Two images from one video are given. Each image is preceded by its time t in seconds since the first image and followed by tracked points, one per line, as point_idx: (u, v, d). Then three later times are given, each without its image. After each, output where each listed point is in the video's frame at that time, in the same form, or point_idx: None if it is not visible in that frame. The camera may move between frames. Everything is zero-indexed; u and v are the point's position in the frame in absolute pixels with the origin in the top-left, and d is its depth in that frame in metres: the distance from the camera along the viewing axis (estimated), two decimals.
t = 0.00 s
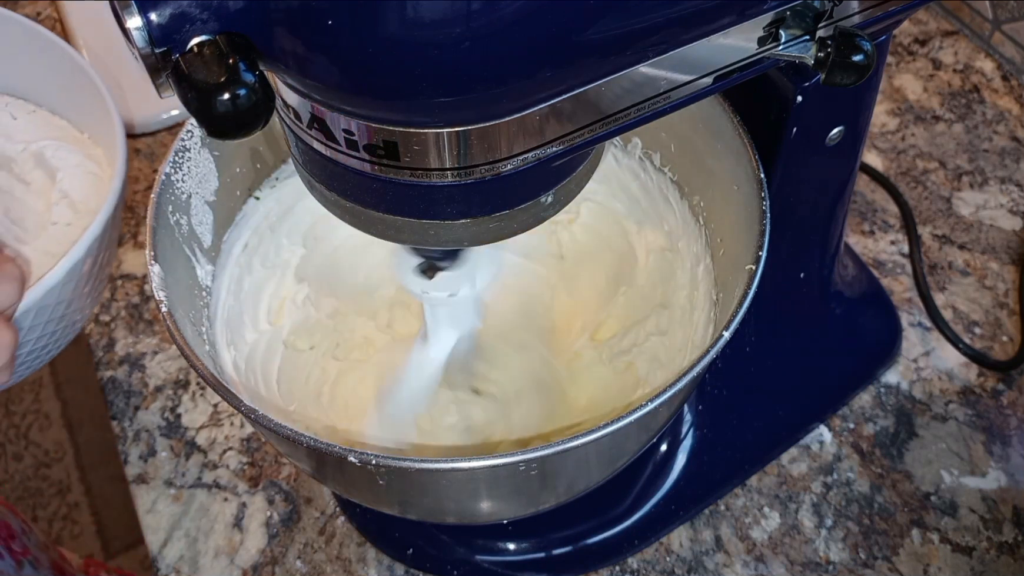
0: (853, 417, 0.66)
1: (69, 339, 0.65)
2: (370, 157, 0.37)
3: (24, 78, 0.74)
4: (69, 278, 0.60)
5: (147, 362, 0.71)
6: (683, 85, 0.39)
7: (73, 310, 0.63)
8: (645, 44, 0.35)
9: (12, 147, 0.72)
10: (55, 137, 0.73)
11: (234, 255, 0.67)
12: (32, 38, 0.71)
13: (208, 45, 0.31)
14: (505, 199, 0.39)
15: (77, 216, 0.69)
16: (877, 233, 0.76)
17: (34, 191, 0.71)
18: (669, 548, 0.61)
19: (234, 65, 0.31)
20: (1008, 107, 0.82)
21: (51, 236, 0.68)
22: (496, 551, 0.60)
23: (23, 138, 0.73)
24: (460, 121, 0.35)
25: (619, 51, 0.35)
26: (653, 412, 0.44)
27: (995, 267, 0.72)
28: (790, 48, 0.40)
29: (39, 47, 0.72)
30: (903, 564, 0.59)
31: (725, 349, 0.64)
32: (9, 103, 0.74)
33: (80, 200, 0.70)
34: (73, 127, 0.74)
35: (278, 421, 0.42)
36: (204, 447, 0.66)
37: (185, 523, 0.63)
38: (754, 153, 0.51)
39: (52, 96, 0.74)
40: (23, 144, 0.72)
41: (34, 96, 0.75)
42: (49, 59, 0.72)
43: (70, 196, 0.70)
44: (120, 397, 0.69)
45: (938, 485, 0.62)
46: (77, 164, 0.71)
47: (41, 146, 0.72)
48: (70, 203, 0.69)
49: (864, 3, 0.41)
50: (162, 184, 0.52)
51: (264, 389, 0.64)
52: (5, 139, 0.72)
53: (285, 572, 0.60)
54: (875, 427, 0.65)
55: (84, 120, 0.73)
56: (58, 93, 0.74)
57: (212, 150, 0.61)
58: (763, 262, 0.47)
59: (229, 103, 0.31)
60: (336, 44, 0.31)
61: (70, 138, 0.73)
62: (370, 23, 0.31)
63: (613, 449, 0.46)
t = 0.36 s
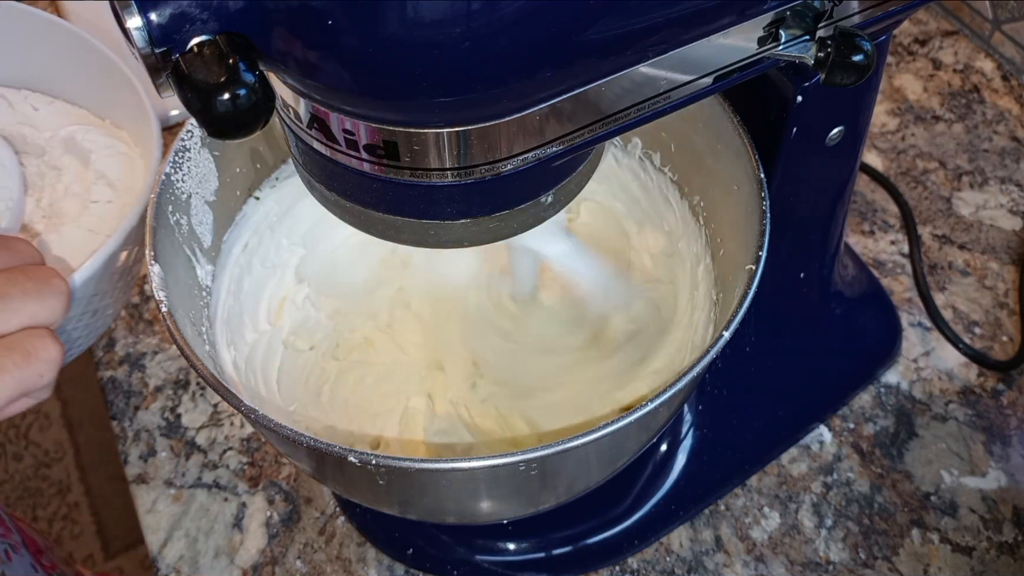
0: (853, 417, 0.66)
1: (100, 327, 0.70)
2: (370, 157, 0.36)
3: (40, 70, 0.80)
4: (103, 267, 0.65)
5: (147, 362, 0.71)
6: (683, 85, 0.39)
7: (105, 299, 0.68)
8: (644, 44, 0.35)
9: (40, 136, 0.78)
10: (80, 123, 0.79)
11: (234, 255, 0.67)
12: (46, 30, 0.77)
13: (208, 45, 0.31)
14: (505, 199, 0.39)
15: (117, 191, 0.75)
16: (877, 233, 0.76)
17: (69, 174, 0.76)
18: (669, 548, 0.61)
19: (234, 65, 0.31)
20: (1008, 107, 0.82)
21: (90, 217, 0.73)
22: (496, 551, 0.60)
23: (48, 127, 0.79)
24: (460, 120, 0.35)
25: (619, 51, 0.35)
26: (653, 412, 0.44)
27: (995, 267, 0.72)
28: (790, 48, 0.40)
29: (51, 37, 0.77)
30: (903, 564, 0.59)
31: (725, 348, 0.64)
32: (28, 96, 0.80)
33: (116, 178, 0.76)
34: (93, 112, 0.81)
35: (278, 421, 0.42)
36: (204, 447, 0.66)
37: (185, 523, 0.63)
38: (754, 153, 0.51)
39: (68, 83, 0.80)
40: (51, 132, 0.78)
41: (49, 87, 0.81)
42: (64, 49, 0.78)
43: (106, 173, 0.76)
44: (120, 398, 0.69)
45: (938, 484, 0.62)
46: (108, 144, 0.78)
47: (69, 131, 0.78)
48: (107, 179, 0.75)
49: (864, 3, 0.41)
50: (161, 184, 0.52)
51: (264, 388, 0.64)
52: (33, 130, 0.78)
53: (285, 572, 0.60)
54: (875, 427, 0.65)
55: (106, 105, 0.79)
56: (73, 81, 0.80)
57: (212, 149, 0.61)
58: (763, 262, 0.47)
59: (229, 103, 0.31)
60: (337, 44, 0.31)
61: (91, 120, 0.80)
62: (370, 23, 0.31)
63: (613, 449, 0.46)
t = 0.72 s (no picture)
0: (853, 417, 0.66)
1: (120, 305, 0.72)
2: (370, 157, 0.36)
3: (52, 58, 0.81)
4: (113, 254, 0.66)
5: (147, 362, 0.71)
6: (684, 85, 0.39)
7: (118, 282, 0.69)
8: (645, 44, 0.35)
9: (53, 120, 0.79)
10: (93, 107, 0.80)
11: (233, 256, 0.68)
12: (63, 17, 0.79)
13: (208, 45, 0.31)
14: (505, 199, 0.39)
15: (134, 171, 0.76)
16: (877, 233, 0.76)
17: (84, 158, 0.77)
18: (669, 548, 0.61)
19: (234, 65, 0.31)
20: (1008, 107, 0.82)
21: (109, 198, 0.74)
22: (497, 551, 0.60)
23: (63, 113, 0.80)
24: (460, 121, 0.35)
25: (619, 51, 0.35)
26: (653, 412, 0.44)
27: (995, 267, 0.72)
28: (791, 48, 0.40)
29: (63, 25, 0.80)
30: (903, 564, 0.59)
31: (725, 348, 0.64)
32: (41, 85, 0.81)
33: (131, 158, 0.77)
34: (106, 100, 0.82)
35: (279, 421, 0.42)
36: (204, 447, 0.66)
37: (185, 523, 0.63)
38: (755, 153, 0.51)
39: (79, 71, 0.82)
40: (65, 117, 0.79)
41: (61, 76, 0.83)
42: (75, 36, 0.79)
43: (123, 154, 0.77)
44: (120, 398, 0.69)
45: (938, 485, 0.62)
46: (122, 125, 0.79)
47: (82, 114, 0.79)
48: (123, 159, 0.76)
49: (864, 3, 0.41)
50: (161, 184, 0.52)
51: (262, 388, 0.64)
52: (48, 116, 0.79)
53: (285, 572, 0.60)
54: (875, 427, 0.65)
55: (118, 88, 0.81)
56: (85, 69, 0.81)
57: (212, 149, 0.61)
58: (763, 262, 0.47)
59: (229, 104, 0.31)
60: (337, 45, 0.31)
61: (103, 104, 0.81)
62: (371, 23, 0.31)
63: (613, 449, 0.46)
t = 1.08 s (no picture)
0: (853, 417, 0.66)
1: (127, 300, 0.72)
2: (370, 157, 0.36)
3: (60, 55, 0.82)
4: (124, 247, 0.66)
5: (147, 362, 0.71)
6: (684, 85, 0.39)
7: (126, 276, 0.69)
8: (645, 44, 0.35)
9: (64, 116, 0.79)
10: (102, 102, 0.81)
11: (234, 254, 0.67)
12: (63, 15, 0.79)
13: (208, 45, 0.31)
14: (505, 199, 0.39)
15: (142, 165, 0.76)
16: (877, 233, 0.76)
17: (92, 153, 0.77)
18: (669, 548, 0.61)
19: (234, 65, 0.31)
20: (1008, 107, 0.82)
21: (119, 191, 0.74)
22: (497, 551, 0.60)
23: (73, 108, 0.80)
24: (460, 121, 0.35)
25: (619, 51, 0.35)
26: (653, 411, 0.44)
27: (995, 267, 0.72)
28: (790, 48, 0.40)
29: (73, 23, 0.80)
30: (903, 564, 0.59)
31: (725, 348, 0.64)
32: (49, 81, 0.82)
33: (139, 152, 0.77)
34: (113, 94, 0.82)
35: (278, 421, 0.42)
36: (204, 447, 0.66)
37: (185, 523, 0.63)
38: (755, 153, 0.51)
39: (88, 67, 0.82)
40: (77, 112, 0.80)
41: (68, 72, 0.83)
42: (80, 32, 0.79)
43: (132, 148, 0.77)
44: (120, 398, 0.69)
45: (938, 485, 0.62)
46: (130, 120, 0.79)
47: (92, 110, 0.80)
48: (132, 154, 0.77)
49: (864, 3, 0.41)
50: (162, 184, 0.52)
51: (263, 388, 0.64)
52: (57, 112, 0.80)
53: (285, 572, 0.60)
54: (875, 427, 0.65)
55: (124, 85, 0.81)
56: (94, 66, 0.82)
57: (212, 149, 0.61)
58: (763, 262, 0.47)
59: (229, 104, 0.31)
60: (337, 45, 0.31)
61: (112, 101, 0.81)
62: (370, 23, 0.31)
63: (612, 449, 0.46)
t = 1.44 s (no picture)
0: (853, 417, 0.66)
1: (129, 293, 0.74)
2: (370, 157, 0.36)
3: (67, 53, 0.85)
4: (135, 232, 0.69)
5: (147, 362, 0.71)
6: (684, 85, 0.39)
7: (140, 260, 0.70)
8: (645, 44, 0.35)
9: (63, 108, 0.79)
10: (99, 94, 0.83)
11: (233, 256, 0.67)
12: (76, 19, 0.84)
13: (208, 45, 0.31)
14: (505, 199, 0.39)
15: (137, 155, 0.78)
16: (876, 233, 0.76)
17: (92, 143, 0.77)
18: (669, 548, 0.61)
19: (234, 65, 0.31)
20: (1008, 107, 0.82)
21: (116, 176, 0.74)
22: (497, 551, 0.60)
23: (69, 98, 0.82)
24: (460, 121, 0.35)
25: (619, 51, 0.35)
26: (653, 411, 0.44)
27: (995, 267, 0.72)
28: (790, 48, 0.40)
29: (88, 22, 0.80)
30: (903, 564, 0.59)
31: (725, 348, 0.63)
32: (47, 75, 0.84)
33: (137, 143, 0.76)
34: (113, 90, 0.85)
35: (278, 421, 0.42)
36: (204, 447, 0.66)
37: (185, 523, 0.63)
38: (754, 153, 0.51)
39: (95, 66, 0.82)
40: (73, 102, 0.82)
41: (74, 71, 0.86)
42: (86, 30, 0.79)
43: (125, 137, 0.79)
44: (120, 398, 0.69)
45: (938, 485, 0.62)
46: (128, 104, 0.79)
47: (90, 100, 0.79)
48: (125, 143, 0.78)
49: (864, 3, 0.41)
50: (161, 184, 0.52)
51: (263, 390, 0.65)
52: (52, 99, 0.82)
53: (285, 572, 0.60)
54: (875, 427, 0.65)
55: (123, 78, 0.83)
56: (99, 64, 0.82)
57: (212, 149, 0.61)
58: (763, 262, 0.47)
59: (229, 104, 0.31)
60: (337, 45, 0.31)
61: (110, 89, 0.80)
62: (371, 24, 0.31)
63: (613, 449, 0.46)
